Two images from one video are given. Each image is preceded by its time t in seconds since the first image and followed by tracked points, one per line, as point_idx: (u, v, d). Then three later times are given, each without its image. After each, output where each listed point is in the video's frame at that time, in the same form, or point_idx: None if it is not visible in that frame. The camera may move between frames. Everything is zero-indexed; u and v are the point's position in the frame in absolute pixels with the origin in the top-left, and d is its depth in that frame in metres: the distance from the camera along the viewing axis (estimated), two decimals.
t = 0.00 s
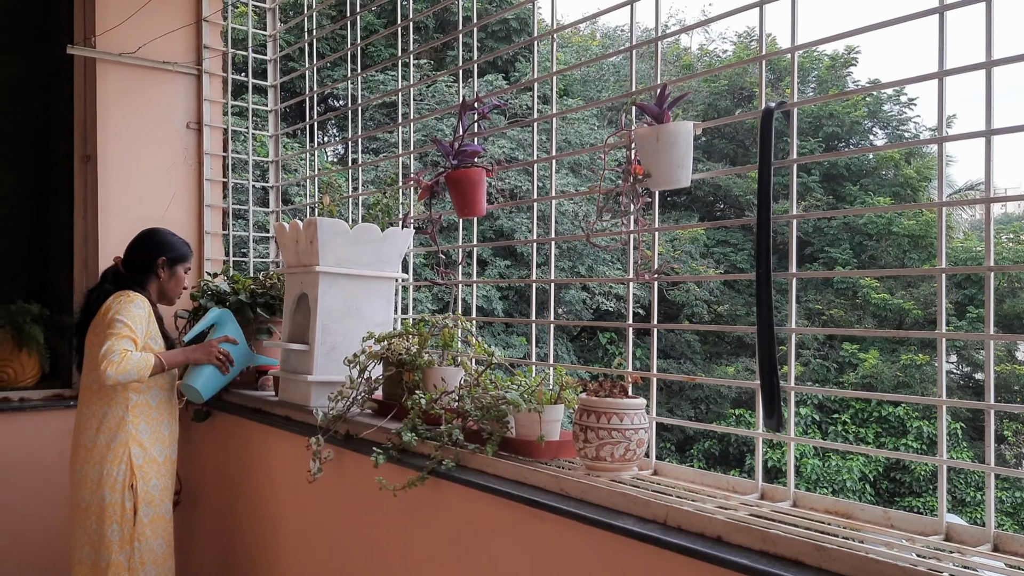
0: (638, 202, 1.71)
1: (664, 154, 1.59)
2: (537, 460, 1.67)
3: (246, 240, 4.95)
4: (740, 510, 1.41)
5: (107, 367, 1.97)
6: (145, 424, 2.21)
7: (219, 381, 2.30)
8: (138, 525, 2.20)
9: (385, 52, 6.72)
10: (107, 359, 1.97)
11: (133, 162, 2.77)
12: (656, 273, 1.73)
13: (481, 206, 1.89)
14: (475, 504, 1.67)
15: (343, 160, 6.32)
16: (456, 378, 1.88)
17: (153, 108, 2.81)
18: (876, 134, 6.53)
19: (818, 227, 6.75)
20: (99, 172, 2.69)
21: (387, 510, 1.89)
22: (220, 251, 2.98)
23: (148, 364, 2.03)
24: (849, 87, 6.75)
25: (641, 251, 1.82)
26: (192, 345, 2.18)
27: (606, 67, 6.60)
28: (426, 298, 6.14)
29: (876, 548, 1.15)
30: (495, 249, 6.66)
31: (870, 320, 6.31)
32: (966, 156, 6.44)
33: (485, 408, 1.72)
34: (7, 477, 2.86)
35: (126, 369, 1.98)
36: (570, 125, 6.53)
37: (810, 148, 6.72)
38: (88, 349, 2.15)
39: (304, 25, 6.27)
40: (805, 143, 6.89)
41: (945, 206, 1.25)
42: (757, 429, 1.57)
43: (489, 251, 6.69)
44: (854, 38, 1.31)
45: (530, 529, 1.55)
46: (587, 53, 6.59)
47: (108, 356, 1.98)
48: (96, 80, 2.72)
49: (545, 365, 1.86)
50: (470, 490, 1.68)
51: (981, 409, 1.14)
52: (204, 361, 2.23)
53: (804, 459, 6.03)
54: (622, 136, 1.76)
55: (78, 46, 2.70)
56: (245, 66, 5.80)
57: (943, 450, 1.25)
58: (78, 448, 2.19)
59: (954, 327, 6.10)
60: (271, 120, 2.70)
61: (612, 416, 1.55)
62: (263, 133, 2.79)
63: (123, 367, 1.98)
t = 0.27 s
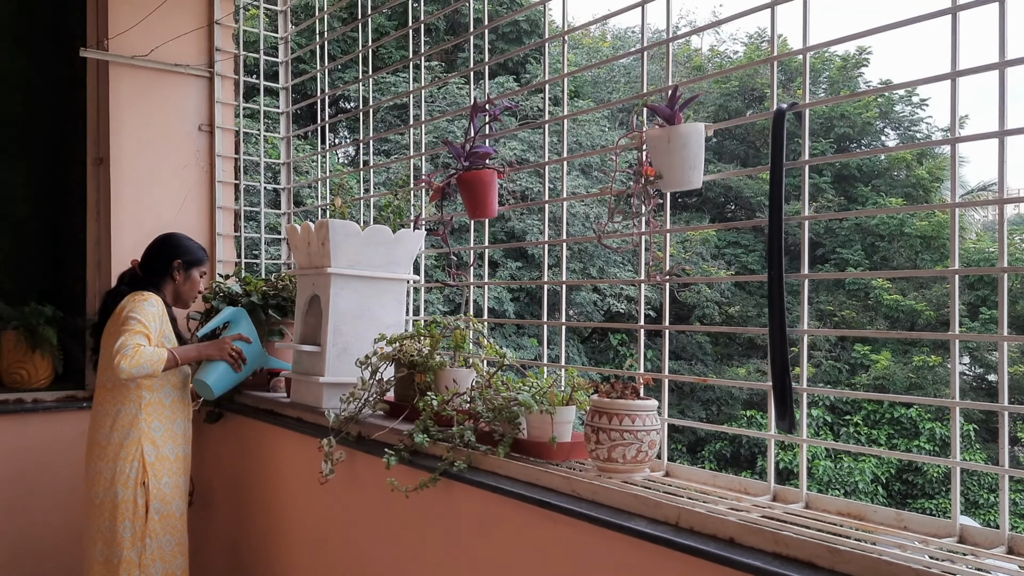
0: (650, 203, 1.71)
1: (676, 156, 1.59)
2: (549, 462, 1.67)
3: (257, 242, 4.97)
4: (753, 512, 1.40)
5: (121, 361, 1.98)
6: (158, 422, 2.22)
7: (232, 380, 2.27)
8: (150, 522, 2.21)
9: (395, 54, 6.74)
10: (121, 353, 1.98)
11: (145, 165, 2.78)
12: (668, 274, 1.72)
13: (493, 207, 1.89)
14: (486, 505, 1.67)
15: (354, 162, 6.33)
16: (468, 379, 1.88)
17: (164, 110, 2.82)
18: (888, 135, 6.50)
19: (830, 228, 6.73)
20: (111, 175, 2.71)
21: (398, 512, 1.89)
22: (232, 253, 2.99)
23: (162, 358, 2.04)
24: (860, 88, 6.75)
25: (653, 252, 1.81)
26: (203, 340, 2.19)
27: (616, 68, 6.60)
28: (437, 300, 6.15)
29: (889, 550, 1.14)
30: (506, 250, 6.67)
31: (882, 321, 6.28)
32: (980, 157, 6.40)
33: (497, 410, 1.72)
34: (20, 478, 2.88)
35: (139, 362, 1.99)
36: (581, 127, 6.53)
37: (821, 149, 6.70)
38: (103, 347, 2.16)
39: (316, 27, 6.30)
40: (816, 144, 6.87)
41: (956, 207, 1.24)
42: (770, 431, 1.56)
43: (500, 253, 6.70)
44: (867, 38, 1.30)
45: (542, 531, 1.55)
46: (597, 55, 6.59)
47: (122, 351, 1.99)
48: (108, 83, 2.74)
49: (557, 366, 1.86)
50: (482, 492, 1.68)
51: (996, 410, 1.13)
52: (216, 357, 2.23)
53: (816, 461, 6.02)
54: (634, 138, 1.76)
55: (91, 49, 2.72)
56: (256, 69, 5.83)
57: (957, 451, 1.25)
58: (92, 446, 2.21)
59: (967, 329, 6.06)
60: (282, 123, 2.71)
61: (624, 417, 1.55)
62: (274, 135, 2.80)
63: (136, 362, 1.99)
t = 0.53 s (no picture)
0: (658, 205, 1.71)
1: (684, 158, 1.59)
2: (557, 463, 1.67)
3: (265, 243, 4.98)
4: (761, 514, 1.40)
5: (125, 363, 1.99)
6: (169, 423, 2.23)
7: (241, 382, 2.31)
8: (162, 523, 2.22)
9: (403, 56, 6.76)
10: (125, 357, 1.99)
11: (154, 166, 2.79)
12: (676, 277, 1.72)
13: (501, 209, 1.89)
14: (494, 506, 1.67)
15: (362, 164, 6.35)
16: (475, 380, 1.88)
17: (174, 112, 2.83)
18: (896, 136, 6.49)
19: (837, 229, 6.71)
20: (121, 177, 2.72)
21: (406, 513, 1.89)
22: (240, 255, 3.00)
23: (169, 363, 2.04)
24: (869, 89, 6.64)
25: (661, 254, 1.81)
26: (210, 347, 2.18)
27: (624, 70, 6.60)
28: (444, 301, 6.16)
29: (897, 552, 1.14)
30: (513, 252, 6.68)
31: (890, 323, 6.26)
32: (989, 158, 6.37)
33: (505, 411, 1.72)
34: (27, 478, 2.89)
35: (144, 365, 2.00)
36: (588, 128, 6.53)
37: (829, 150, 6.69)
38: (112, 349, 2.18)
39: (324, 29, 6.31)
40: (824, 145, 6.86)
41: (965, 209, 1.23)
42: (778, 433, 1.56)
43: (508, 255, 6.69)
44: (875, 40, 1.30)
45: (550, 532, 1.55)
46: (605, 57, 6.59)
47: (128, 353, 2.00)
48: (118, 85, 2.75)
49: (565, 367, 1.86)
50: (490, 493, 1.68)
51: (1005, 413, 1.13)
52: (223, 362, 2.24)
53: (824, 463, 6.01)
54: (642, 140, 1.76)
55: (100, 52, 2.73)
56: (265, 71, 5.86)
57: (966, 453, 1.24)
58: (103, 448, 2.22)
59: (976, 331, 6.04)
60: (290, 124, 2.71)
61: (632, 419, 1.55)
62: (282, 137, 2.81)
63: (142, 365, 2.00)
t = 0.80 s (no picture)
0: (666, 205, 1.71)
1: (692, 158, 1.59)
2: (564, 464, 1.67)
3: (274, 244, 5.00)
4: (768, 515, 1.40)
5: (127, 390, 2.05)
6: (179, 428, 2.24)
7: (250, 401, 2.34)
8: (176, 527, 2.23)
9: (411, 57, 6.77)
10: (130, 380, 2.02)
11: (162, 167, 2.81)
12: (684, 277, 1.72)
13: (508, 210, 1.89)
14: (502, 507, 1.68)
15: (369, 165, 6.37)
16: (483, 381, 1.89)
17: (183, 114, 2.85)
18: (905, 137, 6.49)
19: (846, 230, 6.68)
20: (131, 178, 2.74)
21: (413, 513, 1.89)
22: (249, 255, 3.02)
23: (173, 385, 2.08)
24: (878, 89, 6.61)
25: (669, 255, 1.81)
26: (207, 373, 2.20)
27: (632, 70, 6.59)
28: (452, 302, 6.17)
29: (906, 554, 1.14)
30: (521, 253, 6.68)
31: (899, 324, 6.23)
32: (999, 159, 6.33)
33: (512, 412, 1.72)
34: (36, 478, 2.90)
35: (148, 389, 2.03)
36: (596, 129, 6.52)
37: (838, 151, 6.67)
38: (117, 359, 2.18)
39: (332, 31, 6.32)
40: (833, 146, 6.84)
41: (975, 209, 1.22)
42: (786, 434, 1.56)
43: (516, 256, 6.69)
44: (883, 40, 1.29)
45: (557, 533, 1.55)
46: (613, 57, 6.58)
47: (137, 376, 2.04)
48: (127, 87, 2.77)
49: (572, 368, 1.86)
50: (497, 494, 1.68)
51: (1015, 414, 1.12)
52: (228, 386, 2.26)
53: (832, 465, 5.99)
54: (650, 140, 1.76)
55: (110, 54, 2.74)
56: (273, 72, 5.89)
57: (976, 454, 1.23)
58: (112, 455, 2.21)
59: (986, 332, 6.00)
60: (298, 125, 2.72)
61: (639, 420, 1.55)
62: (291, 138, 2.82)
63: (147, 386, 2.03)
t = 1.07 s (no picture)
0: (673, 205, 1.70)
1: (699, 158, 1.59)
2: (570, 464, 1.67)
3: (281, 244, 5.02)
4: (775, 516, 1.39)
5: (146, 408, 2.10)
6: (193, 434, 2.25)
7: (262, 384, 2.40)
8: (193, 532, 2.25)
9: (419, 57, 6.77)
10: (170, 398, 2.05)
11: (170, 167, 2.82)
12: (690, 278, 1.71)
13: (515, 210, 1.89)
14: (508, 507, 1.67)
15: (377, 165, 6.38)
16: (490, 381, 1.89)
17: (191, 114, 2.86)
18: (915, 137, 6.43)
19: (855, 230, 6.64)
20: (139, 178, 2.75)
21: (419, 512, 1.89)
22: (256, 255, 3.02)
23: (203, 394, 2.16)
24: (888, 89, 6.65)
25: (676, 255, 1.80)
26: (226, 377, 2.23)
27: (639, 70, 6.57)
28: (459, 302, 6.17)
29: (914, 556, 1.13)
30: (528, 253, 6.67)
31: (908, 325, 6.20)
32: (1009, 159, 6.29)
33: (519, 412, 1.72)
34: (41, 476, 2.91)
35: (186, 406, 2.09)
36: (603, 129, 6.52)
37: (847, 151, 6.64)
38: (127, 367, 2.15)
39: (339, 31, 6.34)
40: (841, 146, 6.81)
41: (985, 210, 1.21)
42: (793, 435, 1.55)
43: (523, 255, 6.67)
44: (891, 40, 1.28)
45: (563, 533, 1.55)
46: (621, 57, 6.57)
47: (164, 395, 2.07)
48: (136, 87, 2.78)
49: (579, 368, 1.86)
50: (503, 494, 1.68)
51: None
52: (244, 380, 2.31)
53: (840, 466, 5.96)
54: (657, 140, 1.76)
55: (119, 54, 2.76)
56: (281, 73, 5.91)
57: (984, 456, 1.23)
58: (121, 461, 2.19)
59: (995, 333, 5.96)
60: (306, 125, 2.73)
61: (646, 420, 1.55)
62: (298, 138, 2.82)
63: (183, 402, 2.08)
